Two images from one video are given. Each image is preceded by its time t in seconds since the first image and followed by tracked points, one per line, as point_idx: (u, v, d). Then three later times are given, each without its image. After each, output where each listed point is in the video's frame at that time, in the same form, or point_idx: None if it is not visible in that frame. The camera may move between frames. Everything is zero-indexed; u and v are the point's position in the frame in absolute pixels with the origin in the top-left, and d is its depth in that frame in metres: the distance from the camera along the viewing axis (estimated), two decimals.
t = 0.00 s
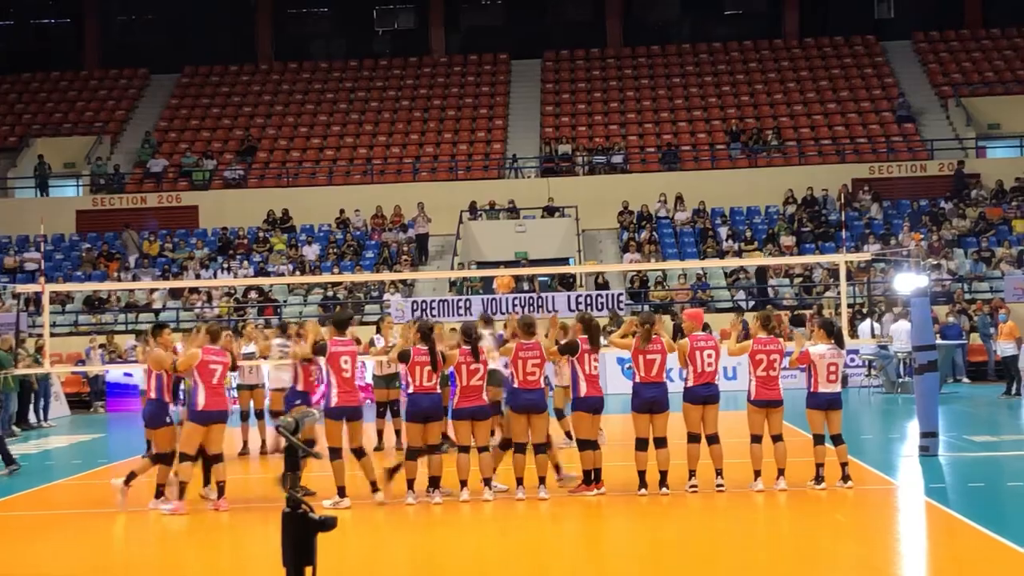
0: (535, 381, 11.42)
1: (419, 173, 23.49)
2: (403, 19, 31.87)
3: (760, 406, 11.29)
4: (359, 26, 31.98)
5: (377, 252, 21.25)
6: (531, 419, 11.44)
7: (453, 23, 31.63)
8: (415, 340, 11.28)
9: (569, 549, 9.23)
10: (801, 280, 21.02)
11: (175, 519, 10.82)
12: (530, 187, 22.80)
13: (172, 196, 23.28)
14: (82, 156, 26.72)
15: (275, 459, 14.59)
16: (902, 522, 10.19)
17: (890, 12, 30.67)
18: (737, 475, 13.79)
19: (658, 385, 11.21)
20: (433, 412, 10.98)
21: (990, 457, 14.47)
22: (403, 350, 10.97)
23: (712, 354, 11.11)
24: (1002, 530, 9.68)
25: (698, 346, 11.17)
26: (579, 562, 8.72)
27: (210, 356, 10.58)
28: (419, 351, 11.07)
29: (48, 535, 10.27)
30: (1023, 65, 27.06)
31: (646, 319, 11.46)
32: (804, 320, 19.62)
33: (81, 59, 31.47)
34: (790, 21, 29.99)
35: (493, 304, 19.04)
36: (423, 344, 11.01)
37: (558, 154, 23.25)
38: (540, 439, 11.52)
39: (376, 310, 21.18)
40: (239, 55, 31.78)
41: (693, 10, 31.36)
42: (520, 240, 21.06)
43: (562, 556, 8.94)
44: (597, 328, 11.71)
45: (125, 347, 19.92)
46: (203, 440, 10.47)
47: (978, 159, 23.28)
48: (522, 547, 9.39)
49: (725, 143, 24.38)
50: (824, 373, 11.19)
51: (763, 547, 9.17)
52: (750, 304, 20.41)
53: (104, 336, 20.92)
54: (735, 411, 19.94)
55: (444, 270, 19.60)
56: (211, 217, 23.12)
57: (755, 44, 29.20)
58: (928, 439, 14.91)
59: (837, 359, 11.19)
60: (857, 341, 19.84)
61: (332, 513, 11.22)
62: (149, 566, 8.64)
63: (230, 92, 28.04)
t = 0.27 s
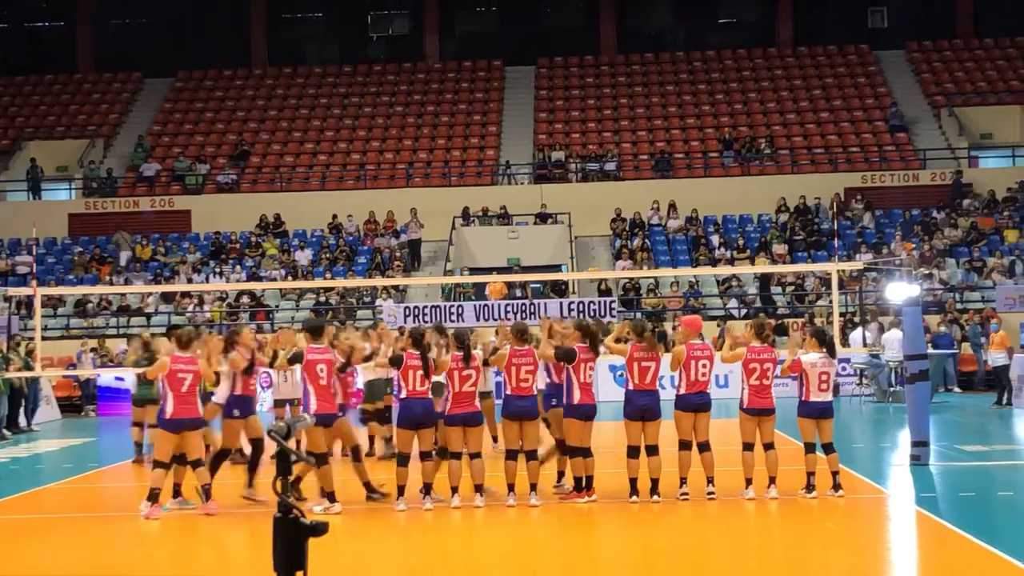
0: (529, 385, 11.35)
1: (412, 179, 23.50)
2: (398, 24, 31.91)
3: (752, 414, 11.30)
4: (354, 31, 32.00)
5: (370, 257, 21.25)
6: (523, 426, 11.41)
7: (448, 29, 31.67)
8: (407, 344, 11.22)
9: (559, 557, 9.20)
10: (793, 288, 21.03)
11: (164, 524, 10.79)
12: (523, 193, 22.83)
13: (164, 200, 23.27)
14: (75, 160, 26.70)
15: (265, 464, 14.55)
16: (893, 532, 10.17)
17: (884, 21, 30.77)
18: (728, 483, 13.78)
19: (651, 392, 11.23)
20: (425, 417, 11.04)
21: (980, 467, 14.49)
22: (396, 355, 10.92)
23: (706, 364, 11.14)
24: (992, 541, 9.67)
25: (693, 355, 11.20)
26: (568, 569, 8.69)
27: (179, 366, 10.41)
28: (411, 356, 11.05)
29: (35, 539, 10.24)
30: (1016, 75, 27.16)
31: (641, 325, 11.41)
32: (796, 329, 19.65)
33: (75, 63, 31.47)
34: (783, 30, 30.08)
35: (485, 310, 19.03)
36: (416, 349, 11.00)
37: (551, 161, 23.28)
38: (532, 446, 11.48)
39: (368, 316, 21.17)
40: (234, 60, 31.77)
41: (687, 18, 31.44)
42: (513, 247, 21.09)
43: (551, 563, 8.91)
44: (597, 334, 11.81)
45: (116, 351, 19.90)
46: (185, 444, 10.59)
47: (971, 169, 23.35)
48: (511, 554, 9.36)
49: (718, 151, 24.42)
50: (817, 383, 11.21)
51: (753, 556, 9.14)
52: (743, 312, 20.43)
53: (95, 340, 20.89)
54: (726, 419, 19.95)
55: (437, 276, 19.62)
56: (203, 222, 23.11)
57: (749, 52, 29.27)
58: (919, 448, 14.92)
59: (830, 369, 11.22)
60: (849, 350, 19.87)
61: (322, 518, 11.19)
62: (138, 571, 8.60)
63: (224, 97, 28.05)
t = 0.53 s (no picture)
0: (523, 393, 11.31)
1: (407, 185, 23.51)
2: (394, 31, 31.95)
3: (746, 422, 11.31)
4: (350, 36, 32.02)
5: (364, 263, 21.26)
6: (517, 433, 11.39)
7: (443, 35, 31.71)
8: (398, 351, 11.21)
9: (551, 564, 9.17)
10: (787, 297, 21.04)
11: (155, 528, 10.76)
12: (518, 200, 22.85)
13: (158, 204, 23.27)
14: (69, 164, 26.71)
15: (258, 469, 14.54)
16: (885, 541, 10.17)
17: (880, 30, 30.87)
18: (722, 490, 13.77)
19: (645, 400, 11.26)
20: (414, 424, 10.98)
21: (972, 477, 14.50)
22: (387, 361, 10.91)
23: (701, 373, 11.16)
24: (984, 551, 9.66)
25: (690, 364, 11.22)
26: None
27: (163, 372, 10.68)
28: (400, 361, 11.04)
29: (26, 543, 10.21)
30: (1010, 86, 27.25)
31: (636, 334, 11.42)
32: (789, 337, 19.67)
33: (70, 66, 31.47)
34: (777, 39, 30.20)
35: (479, 316, 19.04)
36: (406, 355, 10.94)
37: (546, 168, 23.30)
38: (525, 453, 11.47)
39: (362, 321, 21.17)
40: (230, 65, 31.78)
41: (683, 26, 31.51)
42: (507, 254, 21.11)
43: (544, 571, 8.89)
44: (591, 342, 11.83)
45: (108, 355, 19.87)
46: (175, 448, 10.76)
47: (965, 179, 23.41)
48: (503, 561, 9.33)
49: (713, 160, 24.46)
50: (811, 392, 11.22)
51: (746, 564, 9.13)
52: (736, 320, 20.45)
53: (88, 344, 20.86)
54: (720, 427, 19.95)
55: (431, 282, 19.62)
56: (197, 226, 23.10)
57: (744, 61, 29.33)
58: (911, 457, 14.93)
59: (825, 379, 11.25)
60: (842, 359, 19.88)
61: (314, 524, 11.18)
62: None
63: (219, 101, 28.06)
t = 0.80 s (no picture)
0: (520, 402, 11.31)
1: (405, 193, 23.52)
2: (393, 38, 31.99)
3: (745, 431, 11.30)
4: (349, 43, 32.04)
5: (363, 270, 21.26)
6: (514, 440, 11.38)
7: (443, 42, 31.73)
8: (378, 359, 11.11)
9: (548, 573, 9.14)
10: (785, 305, 21.02)
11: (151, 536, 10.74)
12: (516, 208, 22.86)
13: (157, 210, 23.28)
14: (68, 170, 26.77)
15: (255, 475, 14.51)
16: (884, 551, 10.13)
17: (879, 39, 30.92)
18: (719, 499, 13.75)
19: (643, 408, 11.23)
20: (395, 434, 10.91)
21: (970, 486, 14.48)
22: (366, 370, 10.81)
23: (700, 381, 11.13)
24: (983, 561, 9.63)
25: (689, 372, 11.19)
26: None
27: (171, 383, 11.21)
28: (381, 370, 10.93)
29: (22, 550, 10.19)
30: (1010, 95, 27.28)
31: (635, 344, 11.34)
32: (788, 346, 19.66)
33: (69, 72, 31.48)
34: (777, 48, 30.22)
35: (477, 324, 19.03)
36: (385, 364, 10.83)
37: (545, 176, 23.32)
38: (523, 461, 11.44)
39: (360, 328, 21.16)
40: (229, 72, 31.78)
41: (682, 35, 31.54)
42: (506, 261, 21.11)
43: None
44: (590, 350, 11.57)
45: (106, 361, 19.86)
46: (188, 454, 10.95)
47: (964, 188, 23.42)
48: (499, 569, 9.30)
49: (711, 168, 24.47)
50: (810, 400, 11.21)
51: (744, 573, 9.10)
52: (735, 329, 20.44)
53: (86, 350, 20.85)
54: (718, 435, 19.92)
55: (429, 289, 19.62)
56: (196, 233, 23.11)
57: (743, 70, 29.36)
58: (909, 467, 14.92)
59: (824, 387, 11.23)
60: (840, 367, 19.86)
61: (310, 531, 11.14)
62: None
63: (219, 108, 28.08)
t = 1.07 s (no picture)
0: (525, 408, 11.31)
1: (410, 200, 23.54)
2: (397, 45, 32.05)
3: (751, 437, 11.30)
4: (352, 50, 32.09)
5: (367, 277, 21.26)
6: (520, 447, 11.33)
7: (446, 49, 31.77)
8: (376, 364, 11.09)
9: None
10: (790, 312, 21.02)
11: (157, 545, 10.73)
12: (520, 215, 22.89)
13: (162, 218, 23.32)
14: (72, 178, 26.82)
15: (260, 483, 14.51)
16: (889, 557, 10.09)
17: (882, 44, 30.95)
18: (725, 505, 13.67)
19: (648, 415, 11.23)
20: (380, 439, 10.89)
21: (975, 492, 14.44)
22: (350, 375, 10.82)
23: (704, 387, 11.16)
24: (987, 567, 9.60)
25: (694, 378, 11.27)
26: None
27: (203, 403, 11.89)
28: (365, 375, 10.89)
29: (28, 558, 10.18)
30: (1013, 101, 27.29)
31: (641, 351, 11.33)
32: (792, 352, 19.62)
33: (74, 80, 31.56)
34: (780, 54, 30.23)
35: (481, 330, 19.02)
36: (370, 369, 10.85)
37: (549, 183, 23.34)
38: (528, 467, 11.44)
39: (364, 335, 21.18)
40: (233, 79, 31.84)
41: (685, 41, 31.57)
42: (510, 268, 21.12)
43: None
44: (595, 357, 11.67)
45: (111, 368, 19.87)
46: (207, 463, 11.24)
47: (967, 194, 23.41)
48: None
49: (715, 174, 24.47)
50: (814, 405, 11.21)
51: None
52: (740, 336, 20.42)
53: (91, 357, 20.86)
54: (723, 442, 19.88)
55: (434, 296, 19.62)
56: (200, 240, 23.13)
57: (747, 76, 29.37)
58: (915, 473, 14.87)
59: (829, 392, 11.23)
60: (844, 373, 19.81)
61: (315, 539, 11.11)
62: None
63: (224, 116, 28.13)
